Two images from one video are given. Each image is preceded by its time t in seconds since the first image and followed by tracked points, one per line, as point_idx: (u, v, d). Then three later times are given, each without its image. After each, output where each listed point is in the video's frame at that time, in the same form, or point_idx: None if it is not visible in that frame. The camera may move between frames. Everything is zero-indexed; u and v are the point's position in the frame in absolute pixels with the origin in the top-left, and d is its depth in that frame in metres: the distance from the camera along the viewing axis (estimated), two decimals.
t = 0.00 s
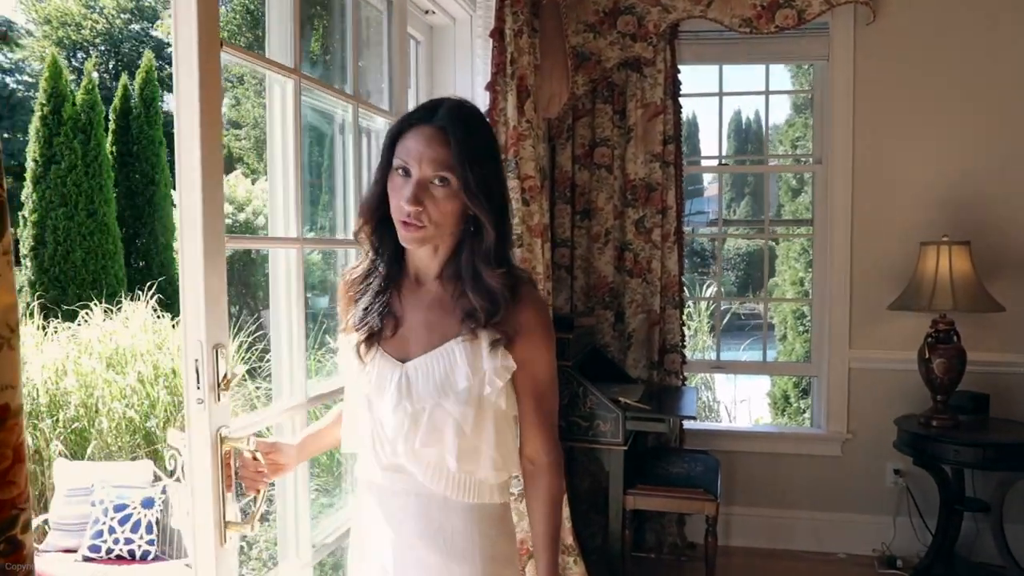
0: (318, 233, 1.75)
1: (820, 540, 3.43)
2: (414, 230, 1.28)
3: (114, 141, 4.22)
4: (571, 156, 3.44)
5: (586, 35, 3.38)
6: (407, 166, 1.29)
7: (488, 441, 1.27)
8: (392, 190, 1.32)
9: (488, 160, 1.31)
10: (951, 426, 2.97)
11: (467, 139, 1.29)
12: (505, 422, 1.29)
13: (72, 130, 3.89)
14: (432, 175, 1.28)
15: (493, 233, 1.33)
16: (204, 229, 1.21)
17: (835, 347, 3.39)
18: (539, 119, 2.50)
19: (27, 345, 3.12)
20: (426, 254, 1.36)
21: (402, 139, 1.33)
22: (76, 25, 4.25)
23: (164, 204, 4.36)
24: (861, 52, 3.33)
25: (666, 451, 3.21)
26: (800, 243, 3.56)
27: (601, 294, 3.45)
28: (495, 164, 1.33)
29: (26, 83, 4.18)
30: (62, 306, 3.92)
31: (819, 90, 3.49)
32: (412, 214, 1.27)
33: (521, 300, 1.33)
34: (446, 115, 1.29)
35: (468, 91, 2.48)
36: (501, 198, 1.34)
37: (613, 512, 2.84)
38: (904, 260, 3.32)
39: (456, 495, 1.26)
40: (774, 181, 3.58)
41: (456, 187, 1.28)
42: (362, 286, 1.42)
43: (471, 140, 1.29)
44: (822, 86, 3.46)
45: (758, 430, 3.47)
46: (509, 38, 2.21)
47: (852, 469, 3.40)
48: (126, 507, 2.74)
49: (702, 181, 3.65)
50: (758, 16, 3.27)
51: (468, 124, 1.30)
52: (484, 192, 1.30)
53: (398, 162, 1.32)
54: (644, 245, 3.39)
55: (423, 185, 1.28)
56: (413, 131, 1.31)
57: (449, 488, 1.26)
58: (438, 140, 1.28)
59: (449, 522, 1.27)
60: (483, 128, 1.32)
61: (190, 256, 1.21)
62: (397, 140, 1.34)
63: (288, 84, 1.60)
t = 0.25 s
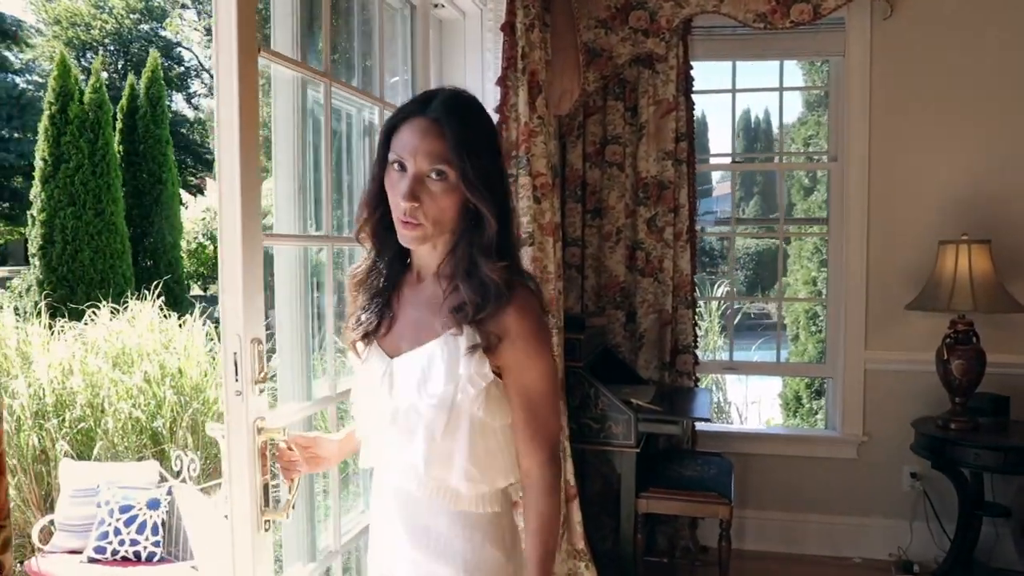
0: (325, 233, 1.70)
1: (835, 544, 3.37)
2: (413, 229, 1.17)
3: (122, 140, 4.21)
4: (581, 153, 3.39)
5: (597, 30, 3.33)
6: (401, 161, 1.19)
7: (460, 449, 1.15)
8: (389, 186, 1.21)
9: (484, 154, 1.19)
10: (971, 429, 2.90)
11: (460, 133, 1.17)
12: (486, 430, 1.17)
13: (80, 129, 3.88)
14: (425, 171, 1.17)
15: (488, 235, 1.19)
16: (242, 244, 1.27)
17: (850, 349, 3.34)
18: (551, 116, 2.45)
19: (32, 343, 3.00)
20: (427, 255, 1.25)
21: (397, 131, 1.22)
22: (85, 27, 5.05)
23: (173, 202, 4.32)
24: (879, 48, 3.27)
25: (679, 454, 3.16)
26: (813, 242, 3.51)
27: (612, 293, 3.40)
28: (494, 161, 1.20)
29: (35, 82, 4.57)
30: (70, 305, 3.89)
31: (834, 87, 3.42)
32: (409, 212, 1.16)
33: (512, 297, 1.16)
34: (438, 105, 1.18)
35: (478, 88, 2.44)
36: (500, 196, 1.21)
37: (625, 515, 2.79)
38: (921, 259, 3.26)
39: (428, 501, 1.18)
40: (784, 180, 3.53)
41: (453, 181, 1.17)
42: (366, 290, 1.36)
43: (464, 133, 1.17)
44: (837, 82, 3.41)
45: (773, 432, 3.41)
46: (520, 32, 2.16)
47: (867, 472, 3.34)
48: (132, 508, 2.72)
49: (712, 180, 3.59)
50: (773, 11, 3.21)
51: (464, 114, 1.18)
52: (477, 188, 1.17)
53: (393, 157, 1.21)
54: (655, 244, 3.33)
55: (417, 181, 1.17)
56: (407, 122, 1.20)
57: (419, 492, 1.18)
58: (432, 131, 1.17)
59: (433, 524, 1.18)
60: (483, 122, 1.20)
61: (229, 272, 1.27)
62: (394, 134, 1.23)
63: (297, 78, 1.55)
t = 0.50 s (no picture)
0: (329, 230, 1.62)
1: (852, 549, 3.30)
2: (401, 224, 1.06)
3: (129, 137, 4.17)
4: (592, 149, 3.32)
5: (609, 24, 3.25)
6: (386, 149, 1.08)
7: (437, 461, 1.05)
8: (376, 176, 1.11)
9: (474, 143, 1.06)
10: (993, 432, 2.82)
11: (448, 119, 1.04)
12: (467, 441, 1.05)
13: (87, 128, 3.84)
14: (413, 163, 1.05)
15: (476, 230, 1.05)
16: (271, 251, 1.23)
17: (867, 349, 3.26)
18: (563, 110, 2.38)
19: (34, 343, 3.00)
20: (421, 252, 1.15)
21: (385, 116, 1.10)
22: (91, 26, 5.05)
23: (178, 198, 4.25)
24: (898, 42, 3.19)
25: (692, 457, 3.09)
26: (825, 241, 3.43)
27: (624, 293, 3.32)
28: (486, 149, 1.07)
29: (42, 82, 4.66)
30: (74, 303, 3.84)
31: (852, 83, 3.35)
32: (395, 205, 1.05)
33: (492, 295, 1.01)
34: (423, 89, 1.05)
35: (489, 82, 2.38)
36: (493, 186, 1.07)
37: (639, 520, 2.73)
38: (941, 258, 3.19)
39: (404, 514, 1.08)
40: (791, 179, 3.45)
41: (441, 171, 1.05)
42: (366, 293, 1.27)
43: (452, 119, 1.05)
44: (855, 77, 3.33)
45: (788, 435, 3.34)
46: (534, 23, 2.09)
47: (885, 476, 3.27)
48: (135, 510, 2.66)
49: (719, 178, 3.51)
50: (788, 4, 3.13)
51: (453, 95, 1.05)
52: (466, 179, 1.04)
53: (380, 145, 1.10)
54: (668, 242, 3.27)
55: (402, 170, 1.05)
56: (393, 105, 1.09)
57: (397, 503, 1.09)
58: (418, 116, 1.05)
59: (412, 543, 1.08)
60: (475, 105, 1.07)
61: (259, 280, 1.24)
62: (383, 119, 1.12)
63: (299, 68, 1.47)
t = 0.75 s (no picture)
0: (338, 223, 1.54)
1: (871, 554, 3.22)
2: (367, 200, 0.97)
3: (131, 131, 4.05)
4: (605, 143, 3.23)
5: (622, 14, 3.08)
6: (346, 119, 0.99)
7: (397, 470, 0.96)
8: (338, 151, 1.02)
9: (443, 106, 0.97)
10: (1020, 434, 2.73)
11: (415, 78, 0.96)
12: (432, 443, 0.95)
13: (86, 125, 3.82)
14: (378, 129, 0.96)
15: (457, 198, 0.97)
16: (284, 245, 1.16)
17: (887, 349, 3.17)
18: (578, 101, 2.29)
19: (34, 342, 2.93)
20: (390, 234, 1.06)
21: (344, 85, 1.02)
22: (94, 24, 4.95)
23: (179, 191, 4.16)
24: (920, 33, 3.10)
25: (708, 459, 3.01)
26: (839, 238, 3.34)
27: (637, 291, 3.23)
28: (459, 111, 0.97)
29: (43, 80, 4.68)
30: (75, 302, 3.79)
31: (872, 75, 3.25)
32: (360, 179, 0.96)
33: (458, 280, 0.90)
34: (388, 45, 0.97)
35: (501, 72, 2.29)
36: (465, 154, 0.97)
37: (655, 525, 2.64)
38: (964, 255, 3.10)
39: (371, 530, 1.01)
40: (794, 175, 3.36)
41: (409, 137, 0.96)
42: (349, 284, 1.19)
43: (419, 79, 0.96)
44: (875, 69, 3.23)
45: (806, 437, 3.25)
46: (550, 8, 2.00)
47: (906, 479, 3.18)
48: (135, 513, 2.58)
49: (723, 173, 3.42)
50: None
51: (416, 55, 0.97)
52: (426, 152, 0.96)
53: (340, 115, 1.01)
54: (683, 239, 3.18)
55: (365, 140, 0.97)
56: (353, 72, 1.01)
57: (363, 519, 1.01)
58: (379, 79, 0.97)
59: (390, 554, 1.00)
60: (440, 65, 0.98)
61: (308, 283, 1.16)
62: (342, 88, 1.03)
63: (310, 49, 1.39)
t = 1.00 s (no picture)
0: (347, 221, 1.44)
1: (892, 563, 3.11)
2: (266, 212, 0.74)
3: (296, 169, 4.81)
4: (618, 139, 3.11)
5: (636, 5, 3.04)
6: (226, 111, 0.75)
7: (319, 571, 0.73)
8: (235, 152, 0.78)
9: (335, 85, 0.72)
10: None
11: (285, 61, 0.71)
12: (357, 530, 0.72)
13: (91, 120, 2.61)
14: (255, 121, 0.72)
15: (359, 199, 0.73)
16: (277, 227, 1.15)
17: (909, 351, 3.07)
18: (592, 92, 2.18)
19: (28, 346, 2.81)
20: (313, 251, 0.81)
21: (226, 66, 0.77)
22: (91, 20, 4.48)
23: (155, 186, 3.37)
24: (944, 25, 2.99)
25: (725, 466, 2.90)
26: (852, 237, 3.24)
27: (651, 291, 3.12)
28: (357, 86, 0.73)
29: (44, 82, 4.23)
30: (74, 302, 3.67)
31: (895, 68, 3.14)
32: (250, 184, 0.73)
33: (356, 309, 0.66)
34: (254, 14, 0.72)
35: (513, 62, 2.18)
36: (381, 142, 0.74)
37: (672, 535, 2.53)
38: (989, 254, 3.00)
39: None
40: (796, 174, 3.27)
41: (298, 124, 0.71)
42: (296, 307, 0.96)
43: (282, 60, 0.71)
44: (898, 62, 3.12)
45: (825, 442, 3.15)
46: None
47: (929, 485, 3.08)
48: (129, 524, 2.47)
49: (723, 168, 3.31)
50: None
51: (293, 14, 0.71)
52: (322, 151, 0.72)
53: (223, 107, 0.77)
54: (698, 238, 3.07)
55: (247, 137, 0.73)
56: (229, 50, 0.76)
57: None
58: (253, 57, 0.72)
59: None
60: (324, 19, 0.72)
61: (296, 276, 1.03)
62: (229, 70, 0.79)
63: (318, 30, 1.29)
